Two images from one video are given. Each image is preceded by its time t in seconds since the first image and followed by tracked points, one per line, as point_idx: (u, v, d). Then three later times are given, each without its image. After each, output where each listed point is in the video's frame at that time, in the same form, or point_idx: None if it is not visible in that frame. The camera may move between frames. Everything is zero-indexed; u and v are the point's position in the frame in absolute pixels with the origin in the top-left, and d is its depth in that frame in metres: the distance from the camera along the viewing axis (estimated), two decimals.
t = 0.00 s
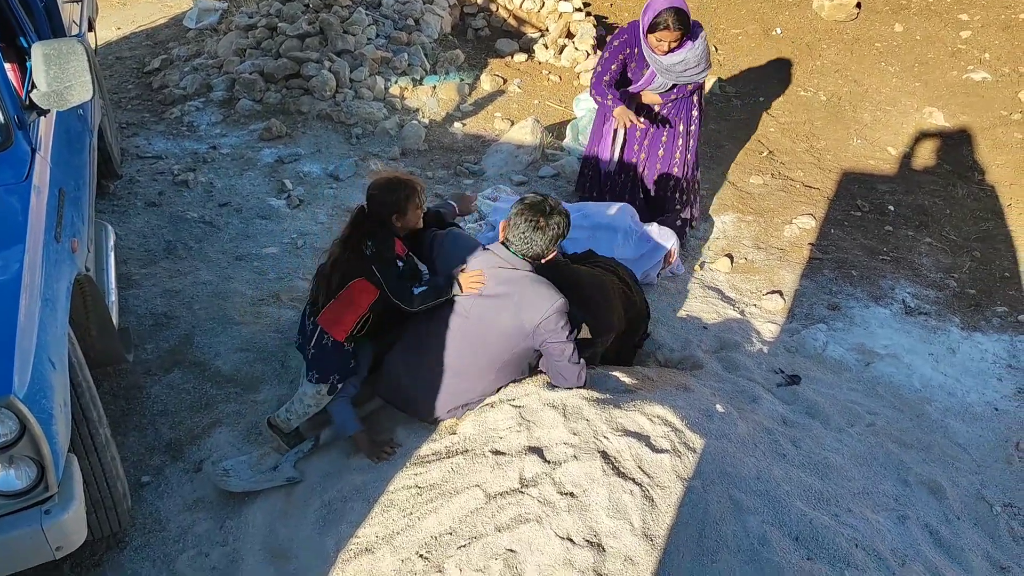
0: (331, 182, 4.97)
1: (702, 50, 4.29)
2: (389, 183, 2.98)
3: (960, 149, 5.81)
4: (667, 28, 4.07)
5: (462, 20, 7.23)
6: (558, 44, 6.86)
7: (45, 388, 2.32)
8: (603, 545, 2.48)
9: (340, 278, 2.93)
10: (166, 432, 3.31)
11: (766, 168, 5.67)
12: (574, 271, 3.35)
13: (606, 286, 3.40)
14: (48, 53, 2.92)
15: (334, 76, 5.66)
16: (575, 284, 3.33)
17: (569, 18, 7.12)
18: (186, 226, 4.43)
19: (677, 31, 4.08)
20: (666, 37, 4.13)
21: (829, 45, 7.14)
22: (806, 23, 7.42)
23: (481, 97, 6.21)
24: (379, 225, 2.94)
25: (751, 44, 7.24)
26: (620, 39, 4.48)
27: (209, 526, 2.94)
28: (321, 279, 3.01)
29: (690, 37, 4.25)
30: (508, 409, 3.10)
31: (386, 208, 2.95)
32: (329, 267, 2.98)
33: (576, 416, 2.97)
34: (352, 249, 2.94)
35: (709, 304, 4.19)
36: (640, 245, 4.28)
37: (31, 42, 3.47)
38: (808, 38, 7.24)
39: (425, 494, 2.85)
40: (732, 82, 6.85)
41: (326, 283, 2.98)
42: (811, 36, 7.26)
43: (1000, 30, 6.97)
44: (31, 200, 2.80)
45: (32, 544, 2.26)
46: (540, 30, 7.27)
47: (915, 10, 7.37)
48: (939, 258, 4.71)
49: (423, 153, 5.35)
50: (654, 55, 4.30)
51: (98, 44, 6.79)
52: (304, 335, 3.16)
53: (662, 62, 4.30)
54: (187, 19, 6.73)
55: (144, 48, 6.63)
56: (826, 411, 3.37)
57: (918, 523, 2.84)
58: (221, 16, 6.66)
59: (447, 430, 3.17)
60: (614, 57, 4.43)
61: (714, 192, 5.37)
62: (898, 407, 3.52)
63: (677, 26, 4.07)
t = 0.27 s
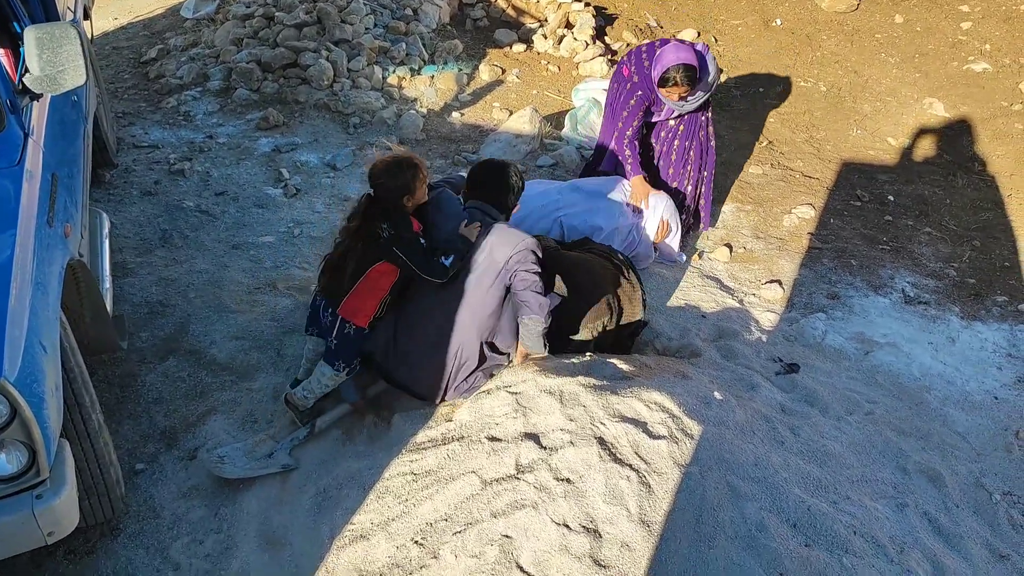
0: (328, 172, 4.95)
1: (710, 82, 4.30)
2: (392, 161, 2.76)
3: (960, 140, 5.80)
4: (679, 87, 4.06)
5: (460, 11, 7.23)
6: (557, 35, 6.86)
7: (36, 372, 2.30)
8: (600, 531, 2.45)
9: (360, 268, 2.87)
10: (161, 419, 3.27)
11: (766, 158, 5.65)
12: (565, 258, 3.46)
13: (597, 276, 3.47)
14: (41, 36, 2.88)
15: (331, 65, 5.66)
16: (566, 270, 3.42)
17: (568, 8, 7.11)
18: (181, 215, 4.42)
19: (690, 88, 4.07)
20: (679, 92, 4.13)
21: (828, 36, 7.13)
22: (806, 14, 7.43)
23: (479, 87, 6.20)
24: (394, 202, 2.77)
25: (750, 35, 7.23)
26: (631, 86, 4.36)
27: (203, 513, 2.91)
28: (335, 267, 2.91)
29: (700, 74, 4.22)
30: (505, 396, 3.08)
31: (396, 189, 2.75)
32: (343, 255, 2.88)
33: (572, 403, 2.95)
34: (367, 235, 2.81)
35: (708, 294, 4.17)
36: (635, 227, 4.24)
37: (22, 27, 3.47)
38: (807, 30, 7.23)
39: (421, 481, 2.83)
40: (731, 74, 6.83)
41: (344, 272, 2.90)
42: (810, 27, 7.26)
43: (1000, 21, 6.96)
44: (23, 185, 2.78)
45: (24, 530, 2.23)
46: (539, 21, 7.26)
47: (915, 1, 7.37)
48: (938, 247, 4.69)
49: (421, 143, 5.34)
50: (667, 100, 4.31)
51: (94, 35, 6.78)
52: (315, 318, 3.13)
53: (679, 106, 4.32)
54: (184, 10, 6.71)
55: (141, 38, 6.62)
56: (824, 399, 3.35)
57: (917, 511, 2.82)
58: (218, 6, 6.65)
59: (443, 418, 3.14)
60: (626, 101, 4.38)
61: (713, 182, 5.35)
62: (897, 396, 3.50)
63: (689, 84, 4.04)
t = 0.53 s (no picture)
0: (330, 165, 4.95)
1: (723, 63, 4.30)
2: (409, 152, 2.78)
3: (967, 135, 5.77)
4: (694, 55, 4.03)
5: (464, 5, 7.23)
6: (560, 30, 6.87)
7: (33, 360, 2.29)
8: (601, 524, 2.43)
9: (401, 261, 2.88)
10: (161, 411, 3.26)
11: (770, 153, 5.63)
12: (574, 254, 3.46)
13: (604, 275, 3.48)
14: (41, 24, 2.89)
15: (334, 59, 5.66)
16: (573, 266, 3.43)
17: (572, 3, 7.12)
18: (183, 208, 4.41)
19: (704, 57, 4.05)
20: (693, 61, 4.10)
21: (834, 32, 7.12)
22: (811, 10, 7.42)
23: (482, 82, 6.19)
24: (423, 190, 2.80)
25: (755, 31, 7.22)
26: (641, 58, 4.35)
27: (203, 505, 2.89)
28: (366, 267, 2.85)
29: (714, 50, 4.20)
30: (506, 388, 3.06)
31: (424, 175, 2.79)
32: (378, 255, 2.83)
33: (574, 395, 2.93)
34: (401, 228, 2.80)
35: (711, 289, 4.15)
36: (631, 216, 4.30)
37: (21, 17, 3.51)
38: (812, 27, 7.21)
39: (421, 473, 2.80)
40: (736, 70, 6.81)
41: (380, 270, 2.87)
42: (816, 22, 7.26)
43: (1007, 17, 6.95)
44: (23, 174, 2.77)
45: (22, 520, 2.22)
46: (543, 16, 7.26)
47: None
48: (944, 243, 4.66)
49: (424, 137, 5.33)
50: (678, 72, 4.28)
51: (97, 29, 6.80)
52: (323, 319, 3.03)
53: (687, 81, 4.30)
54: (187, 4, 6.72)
55: (144, 32, 6.63)
56: (828, 394, 3.32)
57: (922, 507, 2.79)
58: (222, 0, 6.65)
59: (444, 410, 3.12)
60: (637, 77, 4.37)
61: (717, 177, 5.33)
62: (901, 392, 3.47)
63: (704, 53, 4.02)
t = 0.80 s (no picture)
0: (337, 164, 4.94)
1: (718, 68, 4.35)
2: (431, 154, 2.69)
3: (978, 139, 5.74)
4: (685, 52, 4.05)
5: (473, 6, 7.23)
6: (569, 31, 6.87)
7: (36, 354, 2.28)
8: (607, 526, 2.40)
9: (442, 259, 2.90)
10: (165, 408, 3.24)
11: (779, 155, 5.60)
12: (583, 254, 3.44)
13: (612, 276, 3.45)
14: (48, 19, 3.00)
15: (342, 59, 5.66)
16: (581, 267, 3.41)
17: (581, 4, 7.11)
18: (190, 206, 4.41)
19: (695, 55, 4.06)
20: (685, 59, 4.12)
21: (844, 35, 7.10)
22: (821, 13, 7.41)
23: (490, 82, 6.19)
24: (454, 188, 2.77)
25: (765, 33, 7.20)
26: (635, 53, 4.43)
27: (205, 503, 2.87)
28: (412, 276, 2.88)
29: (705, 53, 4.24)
30: (511, 388, 3.03)
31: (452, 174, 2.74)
32: (422, 262, 2.84)
33: (580, 396, 2.90)
34: (439, 230, 2.79)
35: (719, 291, 4.12)
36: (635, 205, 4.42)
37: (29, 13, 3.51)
38: (822, 30, 7.18)
39: (425, 472, 2.78)
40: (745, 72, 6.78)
41: (425, 274, 2.90)
42: (826, 25, 7.24)
43: (1019, 21, 6.93)
44: (28, 169, 2.77)
45: (23, 516, 2.21)
46: (551, 17, 7.26)
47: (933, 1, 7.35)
48: (955, 247, 4.62)
49: (431, 137, 5.32)
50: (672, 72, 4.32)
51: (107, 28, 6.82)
52: (357, 330, 3.00)
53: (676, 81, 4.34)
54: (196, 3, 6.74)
55: (153, 31, 6.65)
56: (837, 397, 3.29)
57: (932, 512, 2.75)
58: None
59: (449, 410, 3.10)
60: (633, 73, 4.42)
61: (726, 179, 5.30)
62: (911, 396, 3.43)
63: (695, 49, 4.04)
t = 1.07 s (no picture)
0: (346, 168, 4.94)
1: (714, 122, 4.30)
2: (449, 174, 2.57)
3: (990, 149, 5.71)
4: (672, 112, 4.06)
5: (484, 11, 7.25)
6: (580, 37, 6.87)
7: (42, 354, 2.27)
8: (614, 534, 2.38)
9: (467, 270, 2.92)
10: (171, 410, 3.23)
11: (790, 164, 5.58)
12: (589, 259, 3.45)
13: (619, 280, 3.45)
14: (59, 19, 3.02)
15: (352, 63, 5.67)
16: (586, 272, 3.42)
17: (592, 11, 7.13)
18: (198, 208, 4.41)
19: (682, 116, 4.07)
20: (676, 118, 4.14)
21: (856, 44, 7.09)
22: (833, 21, 7.40)
23: (500, 87, 6.19)
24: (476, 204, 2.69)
25: (776, 41, 7.19)
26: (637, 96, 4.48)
27: (210, 506, 2.85)
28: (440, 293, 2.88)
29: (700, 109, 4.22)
30: (519, 394, 3.01)
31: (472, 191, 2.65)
32: (451, 278, 2.84)
33: (588, 402, 2.88)
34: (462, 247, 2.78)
35: (729, 298, 4.10)
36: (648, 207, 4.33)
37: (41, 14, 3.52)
38: (834, 39, 7.16)
39: (431, 478, 2.76)
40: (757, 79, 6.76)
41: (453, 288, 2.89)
42: (838, 34, 7.23)
43: None
44: (38, 169, 2.78)
45: (27, 516, 2.20)
46: (562, 23, 7.27)
47: (945, 10, 7.33)
48: (967, 257, 4.59)
49: (441, 142, 5.32)
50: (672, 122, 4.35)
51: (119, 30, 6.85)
52: (383, 343, 3.00)
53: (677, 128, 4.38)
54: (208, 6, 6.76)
55: (165, 34, 6.67)
56: (847, 407, 3.26)
57: (943, 524, 2.71)
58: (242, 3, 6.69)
59: (456, 415, 3.07)
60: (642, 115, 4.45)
61: (736, 186, 5.29)
62: (922, 406, 3.40)
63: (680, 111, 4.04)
